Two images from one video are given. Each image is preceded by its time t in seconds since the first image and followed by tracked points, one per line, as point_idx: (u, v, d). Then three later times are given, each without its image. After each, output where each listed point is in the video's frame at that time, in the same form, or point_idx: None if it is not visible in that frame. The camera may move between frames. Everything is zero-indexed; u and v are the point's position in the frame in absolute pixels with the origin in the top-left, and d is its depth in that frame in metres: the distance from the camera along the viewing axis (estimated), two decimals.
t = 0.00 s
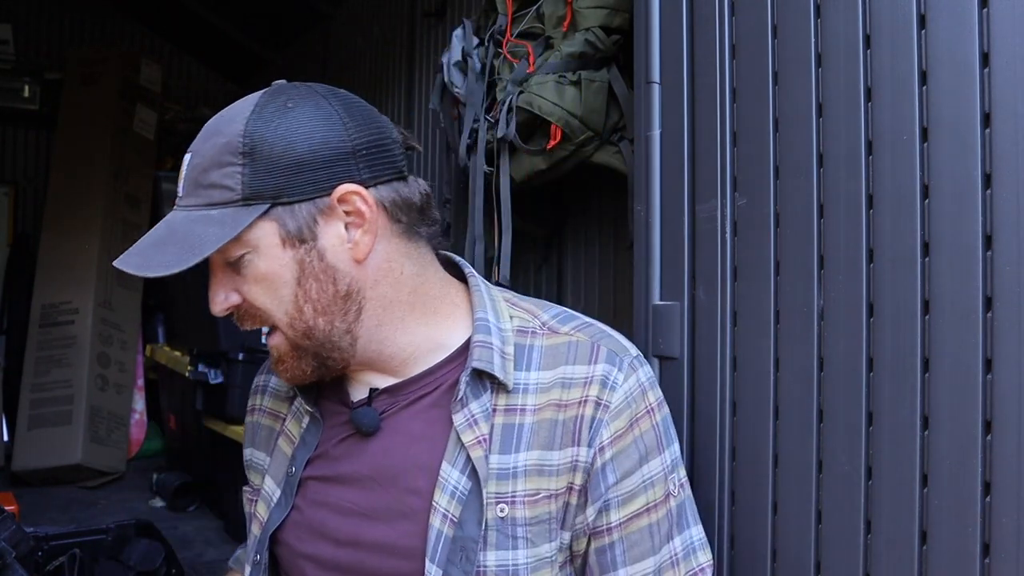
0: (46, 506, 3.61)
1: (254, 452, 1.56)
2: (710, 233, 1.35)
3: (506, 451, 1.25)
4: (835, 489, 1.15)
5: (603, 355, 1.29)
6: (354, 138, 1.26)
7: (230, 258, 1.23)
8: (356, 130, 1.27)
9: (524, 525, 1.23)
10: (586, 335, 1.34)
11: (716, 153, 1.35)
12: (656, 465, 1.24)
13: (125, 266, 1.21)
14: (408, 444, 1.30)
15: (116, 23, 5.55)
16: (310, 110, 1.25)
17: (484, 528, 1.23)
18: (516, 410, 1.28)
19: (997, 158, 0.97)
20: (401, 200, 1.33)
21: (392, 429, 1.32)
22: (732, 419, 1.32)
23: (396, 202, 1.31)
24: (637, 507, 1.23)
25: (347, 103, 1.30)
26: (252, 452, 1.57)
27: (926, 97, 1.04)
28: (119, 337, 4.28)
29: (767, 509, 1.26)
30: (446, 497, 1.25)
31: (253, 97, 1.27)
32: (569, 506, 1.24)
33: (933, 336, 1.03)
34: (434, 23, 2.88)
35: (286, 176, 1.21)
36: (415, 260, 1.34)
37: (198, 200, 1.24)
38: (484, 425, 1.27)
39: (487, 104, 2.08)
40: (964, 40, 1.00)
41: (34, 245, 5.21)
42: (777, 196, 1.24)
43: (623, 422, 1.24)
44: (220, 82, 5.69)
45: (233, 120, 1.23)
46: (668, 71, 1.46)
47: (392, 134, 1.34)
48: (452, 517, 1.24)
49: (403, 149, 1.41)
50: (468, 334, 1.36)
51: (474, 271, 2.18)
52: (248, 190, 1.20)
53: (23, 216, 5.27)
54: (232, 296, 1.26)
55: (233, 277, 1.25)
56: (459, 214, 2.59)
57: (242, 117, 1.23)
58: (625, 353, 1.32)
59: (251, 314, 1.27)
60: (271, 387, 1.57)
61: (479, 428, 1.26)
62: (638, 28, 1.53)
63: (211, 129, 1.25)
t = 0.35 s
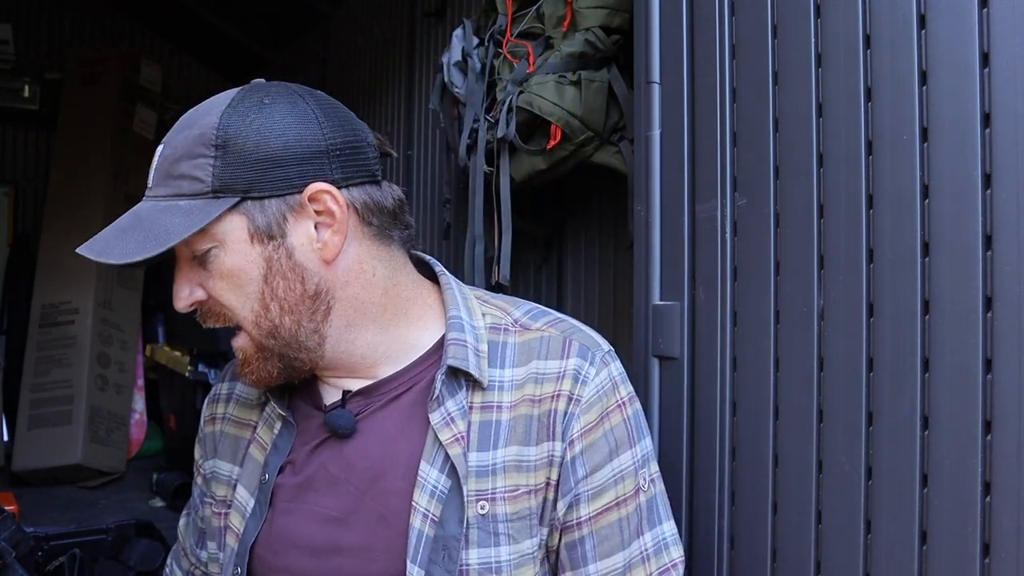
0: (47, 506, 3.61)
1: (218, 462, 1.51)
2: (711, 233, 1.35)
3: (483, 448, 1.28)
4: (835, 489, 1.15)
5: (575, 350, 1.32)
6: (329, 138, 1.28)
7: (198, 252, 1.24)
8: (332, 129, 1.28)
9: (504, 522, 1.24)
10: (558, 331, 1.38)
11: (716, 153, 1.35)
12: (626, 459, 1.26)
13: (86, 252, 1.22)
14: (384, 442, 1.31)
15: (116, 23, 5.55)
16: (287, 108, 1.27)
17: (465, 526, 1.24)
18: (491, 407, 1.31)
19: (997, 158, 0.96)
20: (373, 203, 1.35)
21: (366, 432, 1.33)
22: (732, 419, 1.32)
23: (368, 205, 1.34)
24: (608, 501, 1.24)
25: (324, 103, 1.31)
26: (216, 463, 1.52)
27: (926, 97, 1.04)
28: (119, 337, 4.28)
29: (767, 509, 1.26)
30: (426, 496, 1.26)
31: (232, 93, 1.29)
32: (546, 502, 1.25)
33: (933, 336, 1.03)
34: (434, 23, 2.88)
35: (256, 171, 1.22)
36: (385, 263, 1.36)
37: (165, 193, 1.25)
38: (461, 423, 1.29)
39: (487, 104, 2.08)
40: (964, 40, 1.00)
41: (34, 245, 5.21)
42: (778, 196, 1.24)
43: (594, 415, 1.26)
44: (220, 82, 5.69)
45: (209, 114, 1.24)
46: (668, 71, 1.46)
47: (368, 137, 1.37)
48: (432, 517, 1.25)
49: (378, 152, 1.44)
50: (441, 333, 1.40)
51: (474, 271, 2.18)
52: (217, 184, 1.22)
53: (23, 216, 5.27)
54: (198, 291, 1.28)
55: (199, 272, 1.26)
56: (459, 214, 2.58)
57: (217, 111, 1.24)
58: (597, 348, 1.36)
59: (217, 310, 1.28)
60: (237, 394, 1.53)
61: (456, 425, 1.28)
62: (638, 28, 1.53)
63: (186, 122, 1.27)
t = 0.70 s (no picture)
0: (47, 506, 3.61)
1: (223, 473, 1.48)
2: (711, 232, 1.35)
3: (507, 454, 1.28)
4: (835, 489, 1.15)
5: (593, 354, 1.32)
6: (343, 147, 1.25)
7: (216, 276, 1.18)
8: (343, 137, 1.25)
9: (531, 528, 1.25)
10: (574, 333, 1.38)
11: (716, 152, 1.35)
12: (646, 461, 1.28)
13: (103, 288, 1.15)
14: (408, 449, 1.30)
15: (116, 23, 5.55)
16: (294, 117, 1.23)
17: (492, 534, 1.24)
18: (512, 413, 1.31)
19: (997, 158, 0.97)
20: (388, 209, 1.33)
21: (385, 439, 1.31)
22: (732, 419, 1.32)
23: (384, 211, 1.32)
24: (629, 503, 1.26)
25: (329, 109, 1.28)
26: (221, 475, 1.48)
27: (926, 97, 1.04)
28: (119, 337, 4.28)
29: (767, 509, 1.26)
30: (450, 504, 1.26)
31: (228, 103, 1.23)
32: (570, 506, 1.26)
33: (933, 337, 1.03)
34: (434, 23, 2.88)
35: (276, 187, 1.18)
36: (399, 268, 1.35)
37: (177, 216, 1.19)
38: (483, 429, 1.29)
39: (487, 104, 2.08)
40: (964, 39, 1.00)
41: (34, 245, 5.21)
42: (778, 196, 1.24)
43: (615, 420, 1.28)
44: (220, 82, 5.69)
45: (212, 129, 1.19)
46: (668, 71, 1.46)
47: (375, 140, 1.34)
48: (457, 525, 1.25)
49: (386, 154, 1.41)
50: (459, 336, 1.39)
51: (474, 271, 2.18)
52: (235, 203, 1.17)
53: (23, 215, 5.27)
54: (213, 314, 1.21)
55: (216, 296, 1.20)
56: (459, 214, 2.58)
57: (222, 125, 1.19)
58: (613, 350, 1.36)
59: (233, 333, 1.23)
60: (242, 404, 1.49)
61: (479, 432, 1.28)
62: (638, 28, 1.53)
63: (186, 139, 1.20)
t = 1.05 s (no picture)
0: (47, 506, 3.61)
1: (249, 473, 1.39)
2: (711, 233, 1.35)
3: (555, 467, 1.24)
4: (836, 489, 1.15)
5: (643, 364, 1.28)
6: (421, 136, 1.22)
7: (279, 253, 1.14)
8: (421, 127, 1.23)
9: (580, 544, 1.20)
10: (623, 342, 1.34)
11: (715, 153, 1.35)
12: (692, 478, 1.23)
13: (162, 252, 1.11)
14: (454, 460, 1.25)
15: (116, 23, 5.55)
16: (377, 99, 1.20)
17: (541, 550, 1.20)
18: (560, 423, 1.26)
19: (997, 158, 0.97)
20: (456, 205, 1.31)
21: (439, 444, 1.27)
22: (732, 419, 1.33)
23: (452, 206, 1.29)
24: (675, 520, 1.22)
25: (411, 96, 1.26)
26: (246, 476, 1.39)
27: (926, 97, 1.04)
28: (119, 337, 4.27)
29: (767, 509, 1.26)
30: (497, 517, 1.22)
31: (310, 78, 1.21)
32: (618, 522, 1.22)
33: (933, 337, 1.03)
34: (434, 23, 2.88)
35: (350, 171, 1.16)
36: (457, 268, 1.32)
37: (242, 185, 1.16)
38: (533, 441, 1.25)
39: (487, 104, 2.08)
40: (964, 39, 1.00)
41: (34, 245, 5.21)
42: (777, 196, 1.24)
43: (665, 435, 1.24)
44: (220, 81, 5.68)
45: (295, 102, 1.16)
46: (668, 71, 1.46)
47: (449, 134, 1.31)
48: (505, 538, 1.21)
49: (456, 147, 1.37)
50: (507, 343, 1.35)
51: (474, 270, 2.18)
52: (307, 182, 1.14)
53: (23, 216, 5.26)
54: (267, 293, 1.17)
55: (272, 275, 1.16)
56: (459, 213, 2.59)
57: (304, 99, 1.16)
58: (661, 362, 1.32)
59: (286, 316, 1.18)
60: (276, 401, 1.41)
61: (529, 444, 1.24)
62: (638, 28, 1.53)
63: (264, 109, 1.17)
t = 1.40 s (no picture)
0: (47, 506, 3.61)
1: (235, 483, 1.34)
2: (711, 233, 1.36)
3: (572, 484, 1.21)
4: (836, 488, 1.15)
5: (663, 376, 1.27)
6: (462, 115, 1.19)
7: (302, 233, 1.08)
8: (463, 107, 1.20)
9: (598, 566, 1.17)
10: (641, 350, 1.32)
11: (716, 153, 1.35)
12: (707, 494, 1.23)
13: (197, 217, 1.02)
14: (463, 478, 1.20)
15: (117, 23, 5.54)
16: (422, 71, 1.16)
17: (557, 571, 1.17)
18: (576, 438, 1.24)
19: (997, 158, 0.97)
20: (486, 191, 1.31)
21: (450, 456, 1.21)
22: (733, 420, 1.33)
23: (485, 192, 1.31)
24: (690, 538, 1.21)
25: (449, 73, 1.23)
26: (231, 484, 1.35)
27: (926, 97, 1.04)
28: (119, 336, 4.27)
29: (767, 509, 1.26)
30: (511, 538, 1.18)
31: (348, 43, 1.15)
32: (634, 542, 1.20)
33: (933, 337, 1.03)
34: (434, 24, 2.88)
35: (393, 144, 1.11)
36: (479, 264, 1.29)
37: (272, 150, 1.08)
38: (550, 458, 1.21)
39: (488, 104, 2.10)
40: (964, 39, 1.00)
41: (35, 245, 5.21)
42: (777, 196, 1.24)
43: (685, 450, 1.22)
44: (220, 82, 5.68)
45: (335, 65, 1.10)
46: (668, 71, 1.46)
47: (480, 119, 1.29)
48: (519, 560, 1.17)
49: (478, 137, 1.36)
50: (519, 347, 1.31)
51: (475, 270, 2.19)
52: (353, 150, 1.08)
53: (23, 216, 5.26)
54: (286, 278, 1.10)
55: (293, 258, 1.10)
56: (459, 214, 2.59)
57: (348, 63, 1.11)
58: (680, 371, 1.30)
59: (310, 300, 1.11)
60: (261, 404, 1.36)
61: (546, 462, 1.20)
62: (638, 29, 1.53)
63: (296, 72, 1.11)
